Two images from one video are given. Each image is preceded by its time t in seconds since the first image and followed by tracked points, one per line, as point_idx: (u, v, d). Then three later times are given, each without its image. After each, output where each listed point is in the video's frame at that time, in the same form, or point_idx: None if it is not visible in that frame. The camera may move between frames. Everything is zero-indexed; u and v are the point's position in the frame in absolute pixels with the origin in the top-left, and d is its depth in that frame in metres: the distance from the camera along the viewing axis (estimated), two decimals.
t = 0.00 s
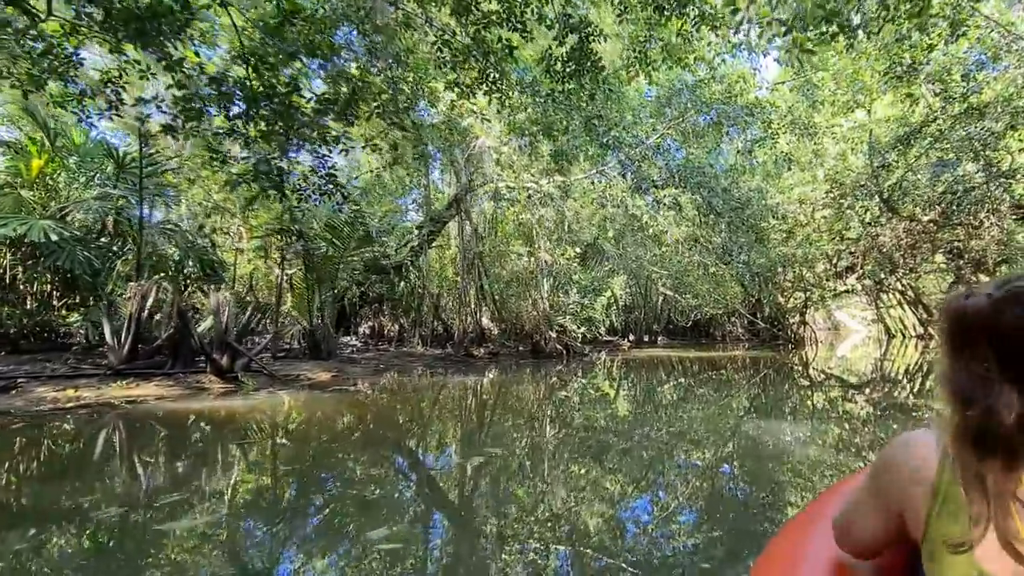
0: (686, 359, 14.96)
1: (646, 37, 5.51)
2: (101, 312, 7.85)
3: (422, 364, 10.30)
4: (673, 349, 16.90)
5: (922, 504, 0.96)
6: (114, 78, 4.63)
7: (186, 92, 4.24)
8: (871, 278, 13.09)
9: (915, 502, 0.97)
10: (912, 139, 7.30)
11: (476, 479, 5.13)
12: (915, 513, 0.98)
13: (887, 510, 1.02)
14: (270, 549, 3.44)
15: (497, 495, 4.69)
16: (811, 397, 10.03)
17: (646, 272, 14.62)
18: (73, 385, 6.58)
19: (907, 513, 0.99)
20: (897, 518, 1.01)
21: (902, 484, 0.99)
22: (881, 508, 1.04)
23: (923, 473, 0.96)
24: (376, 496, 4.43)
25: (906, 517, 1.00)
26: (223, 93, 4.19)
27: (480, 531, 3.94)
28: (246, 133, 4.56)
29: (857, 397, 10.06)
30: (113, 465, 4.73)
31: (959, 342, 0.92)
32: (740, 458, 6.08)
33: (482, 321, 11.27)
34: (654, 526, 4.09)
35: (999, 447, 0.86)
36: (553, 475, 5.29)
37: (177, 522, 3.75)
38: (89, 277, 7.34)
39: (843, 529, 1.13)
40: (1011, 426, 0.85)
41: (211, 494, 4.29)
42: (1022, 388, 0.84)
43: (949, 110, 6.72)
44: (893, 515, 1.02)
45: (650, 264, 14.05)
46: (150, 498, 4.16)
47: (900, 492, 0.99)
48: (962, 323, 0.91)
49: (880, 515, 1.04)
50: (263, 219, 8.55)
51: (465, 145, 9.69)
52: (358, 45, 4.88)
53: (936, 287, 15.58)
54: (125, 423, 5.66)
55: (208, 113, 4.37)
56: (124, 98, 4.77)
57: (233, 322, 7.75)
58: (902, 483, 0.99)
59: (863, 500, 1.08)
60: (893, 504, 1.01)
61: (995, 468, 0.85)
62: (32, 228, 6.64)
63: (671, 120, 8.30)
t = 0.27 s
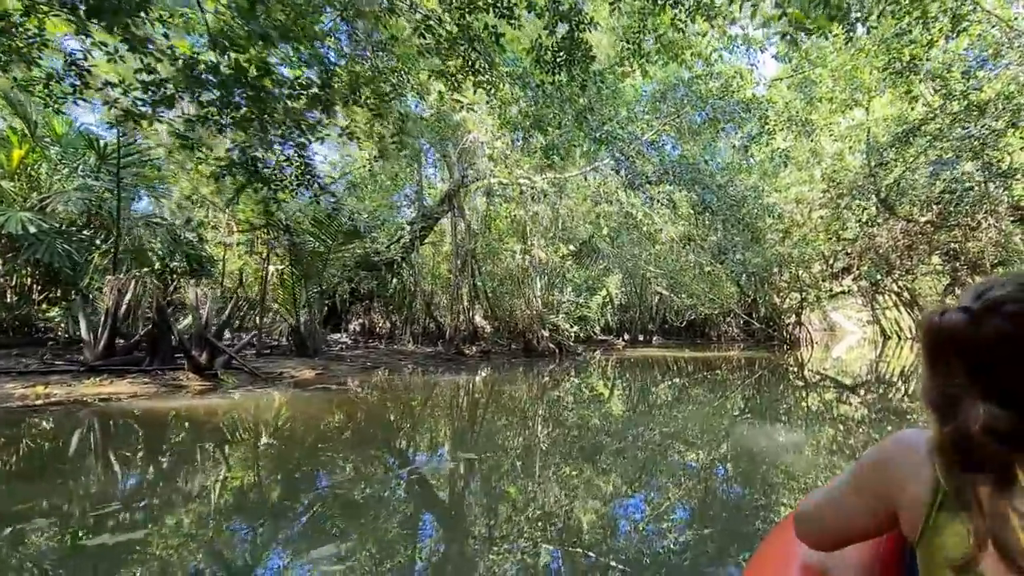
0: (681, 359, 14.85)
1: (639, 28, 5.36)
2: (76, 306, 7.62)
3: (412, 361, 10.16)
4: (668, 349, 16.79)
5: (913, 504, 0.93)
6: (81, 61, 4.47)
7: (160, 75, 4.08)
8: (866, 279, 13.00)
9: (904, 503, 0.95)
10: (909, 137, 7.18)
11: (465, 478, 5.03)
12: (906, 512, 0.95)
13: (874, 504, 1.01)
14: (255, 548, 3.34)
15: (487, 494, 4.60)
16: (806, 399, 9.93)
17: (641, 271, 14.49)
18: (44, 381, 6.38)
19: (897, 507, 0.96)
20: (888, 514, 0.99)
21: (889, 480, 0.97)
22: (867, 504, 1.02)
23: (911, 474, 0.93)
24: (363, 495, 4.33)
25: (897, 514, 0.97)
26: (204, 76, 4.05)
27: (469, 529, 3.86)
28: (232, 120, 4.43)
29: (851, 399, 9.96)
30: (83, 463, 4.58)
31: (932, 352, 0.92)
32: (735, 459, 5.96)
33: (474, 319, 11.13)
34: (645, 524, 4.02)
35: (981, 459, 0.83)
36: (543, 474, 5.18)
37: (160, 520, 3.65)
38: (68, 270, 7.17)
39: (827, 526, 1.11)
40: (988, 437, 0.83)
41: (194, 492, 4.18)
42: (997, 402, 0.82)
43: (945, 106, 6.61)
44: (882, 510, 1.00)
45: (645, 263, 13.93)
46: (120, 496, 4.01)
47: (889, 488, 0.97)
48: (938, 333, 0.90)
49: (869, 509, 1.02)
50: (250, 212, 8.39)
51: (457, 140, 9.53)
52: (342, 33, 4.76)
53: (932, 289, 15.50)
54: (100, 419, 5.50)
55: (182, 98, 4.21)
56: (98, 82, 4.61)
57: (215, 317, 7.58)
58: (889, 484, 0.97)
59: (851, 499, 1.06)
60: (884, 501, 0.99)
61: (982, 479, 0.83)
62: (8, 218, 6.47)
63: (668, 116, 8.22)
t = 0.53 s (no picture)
0: (675, 360, 14.72)
1: (631, 19, 5.20)
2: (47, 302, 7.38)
3: (402, 360, 9.99)
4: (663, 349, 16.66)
5: (916, 498, 0.91)
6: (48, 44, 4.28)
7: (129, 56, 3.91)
8: (862, 280, 12.89)
9: (905, 497, 0.93)
10: (904, 137, 7.05)
11: (455, 478, 4.94)
12: (907, 505, 0.93)
13: (870, 495, 0.98)
14: (237, 550, 3.24)
15: (477, 494, 4.51)
16: (800, 401, 9.80)
17: (636, 270, 14.35)
18: (13, 378, 6.18)
19: (897, 499, 0.94)
20: (886, 507, 0.96)
21: (890, 472, 0.94)
22: (863, 495, 0.99)
23: (916, 467, 0.91)
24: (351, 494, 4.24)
25: (896, 506, 0.95)
26: (184, 62, 3.91)
27: (458, 530, 3.78)
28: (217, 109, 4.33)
29: (846, 401, 9.84)
30: (50, 462, 4.41)
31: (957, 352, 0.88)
32: (729, 460, 5.85)
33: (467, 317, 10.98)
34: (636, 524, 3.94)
35: (1001, 469, 0.82)
36: (532, 474, 5.07)
37: (140, 520, 3.53)
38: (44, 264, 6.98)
39: (818, 518, 1.07)
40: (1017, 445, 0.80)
41: (176, 491, 4.06)
42: None
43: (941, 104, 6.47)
44: (879, 502, 0.97)
45: (640, 263, 13.79)
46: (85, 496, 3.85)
47: (889, 479, 0.94)
48: (966, 331, 0.86)
49: (866, 505, 0.99)
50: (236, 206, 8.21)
51: (448, 135, 9.37)
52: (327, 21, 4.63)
53: (928, 291, 15.40)
54: (72, 418, 5.33)
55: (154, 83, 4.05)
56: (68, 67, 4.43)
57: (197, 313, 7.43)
58: (889, 477, 0.94)
59: (845, 489, 1.03)
60: (882, 493, 0.96)
61: (999, 485, 0.82)
62: None
63: (662, 113, 7.99)
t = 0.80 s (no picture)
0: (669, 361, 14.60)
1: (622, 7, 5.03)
2: (17, 299, 7.17)
3: (390, 359, 9.84)
4: (656, 350, 16.53)
5: (922, 499, 0.94)
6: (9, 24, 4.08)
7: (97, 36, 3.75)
8: (857, 281, 12.79)
9: (910, 497, 0.96)
10: (900, 135, 6.94)
11: (445, 479, 4.83)
12: (911, 506, 0.96)
13: (873, 494, 1.01)
14: (217, 552, 3.11)
15: (467, 495, 4.41)
16: (793, 402, 9.69)
17: (630, 270, 14.21)
18: None
19: (902, 499, 0.97)
20: (889, 507, 0.99)
21: (898, 473, 0.97)
22: (866, 495, 1.02)
23: (925, 469, 0.94)
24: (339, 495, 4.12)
25: (900, 506, 0.97)
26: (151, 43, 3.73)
27: (448, 532, 3.67)
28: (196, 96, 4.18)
29: (840, 402, 9.75)
30: (13, 462, 4.24)
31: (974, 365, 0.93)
32: (722, 461, 5.74)
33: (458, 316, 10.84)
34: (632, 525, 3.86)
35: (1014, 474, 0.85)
36: (522, 475, 4.95)
37: (105, 523, 3.37)
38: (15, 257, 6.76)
39: (816, 517, 1.09)
40: None
41: (152, 492, 3.92)
42: None
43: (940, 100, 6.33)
44: (881, 503, 1.00)
45: (634, 262, 13.65)
46: (49, 498, 3.69)
47: (894, 479, 0.97)
48: (981, 344, 0.91)
49: (873, 513, 1.01)
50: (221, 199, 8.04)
51: (438, 131, 9.23)
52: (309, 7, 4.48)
53: (923, 292, 15.34)
54: (40, 417, 5.15)
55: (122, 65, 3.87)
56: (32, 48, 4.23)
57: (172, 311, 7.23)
58: (895, 478, 0.97)
59: (848, 489, 1.05)
60: (886, 494, 0.99)
61: (1014, 490, 0.85)
62: None
63: (654, 108, 7.72)
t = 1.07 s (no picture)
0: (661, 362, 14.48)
1: None
2: None
3: (377, 360, 9.66)
4: (649, 351, 16.42)
5: (915, 504, 0.89)
6: None
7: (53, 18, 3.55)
8: (850, 282, 12.71)
9: (902, 502, 0.91)
10: (894, 131, 6.82)
11: (431, 483, 4.67)
12: (904, 511, 0.91)
13: (864, 498, 0.97)
14: (188, 563, 2.95)
15: (454, 499, 4.26)
16: (785, 403, 9.58)
17: (622, 270, 14.08)
18: None
19: (892, 504, 0.92)
20: (880, 512, 0.95)
21: (889, 476, 0.93)
22: (858, 498, 0.98)
23: (918, 474, 0.89)
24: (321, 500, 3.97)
25: (891, 512, 0.93)
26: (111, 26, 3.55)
27: (432, 539, 3.52)
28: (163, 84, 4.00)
29: (832, 404, 9.65)
30: None
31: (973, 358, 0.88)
32: (714, 463, 5.60)
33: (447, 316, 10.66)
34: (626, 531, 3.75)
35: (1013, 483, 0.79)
36: (509, 479, 4.80)
37: (62, 531, 3.21)
38: None
39: (813, 519, 1.05)
40: None
41: (117, 497, 3.76)
42: None
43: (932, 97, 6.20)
44: (872, 508, 0.96)
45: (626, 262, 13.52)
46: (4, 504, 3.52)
47: (885, 483, 0.93)
48: (982, 335, 0.86)
49: (867, 516, 0.97)
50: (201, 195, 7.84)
51: (425, 127, 9.05)
52: None
53: (915, 293, 15.31)
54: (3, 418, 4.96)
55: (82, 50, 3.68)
56: None
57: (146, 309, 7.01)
58: (886, 481, 0.93)
59: (843, 491, 1.02)
60: (877, 498, 0.95)
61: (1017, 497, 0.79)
62: None
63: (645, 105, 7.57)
